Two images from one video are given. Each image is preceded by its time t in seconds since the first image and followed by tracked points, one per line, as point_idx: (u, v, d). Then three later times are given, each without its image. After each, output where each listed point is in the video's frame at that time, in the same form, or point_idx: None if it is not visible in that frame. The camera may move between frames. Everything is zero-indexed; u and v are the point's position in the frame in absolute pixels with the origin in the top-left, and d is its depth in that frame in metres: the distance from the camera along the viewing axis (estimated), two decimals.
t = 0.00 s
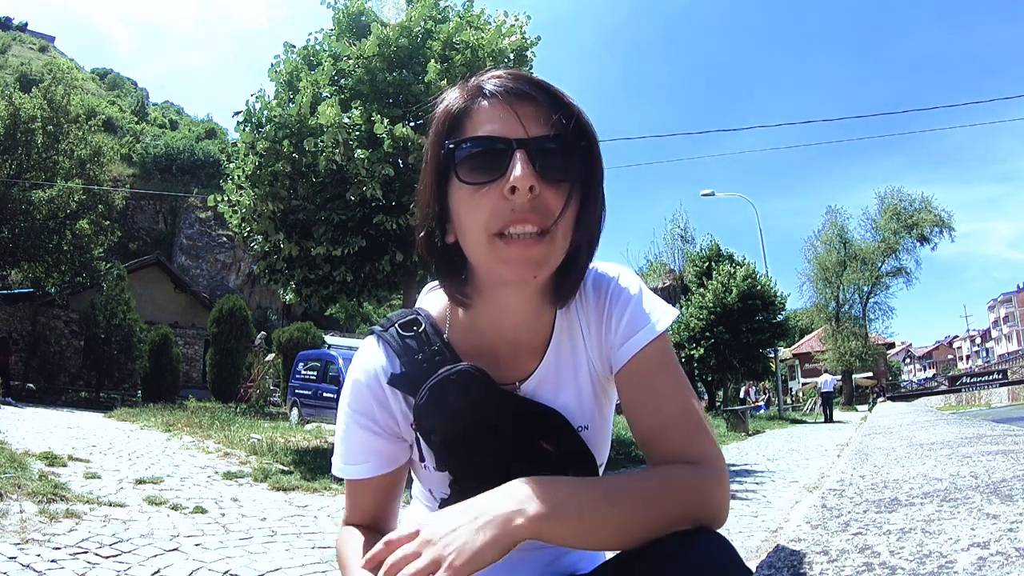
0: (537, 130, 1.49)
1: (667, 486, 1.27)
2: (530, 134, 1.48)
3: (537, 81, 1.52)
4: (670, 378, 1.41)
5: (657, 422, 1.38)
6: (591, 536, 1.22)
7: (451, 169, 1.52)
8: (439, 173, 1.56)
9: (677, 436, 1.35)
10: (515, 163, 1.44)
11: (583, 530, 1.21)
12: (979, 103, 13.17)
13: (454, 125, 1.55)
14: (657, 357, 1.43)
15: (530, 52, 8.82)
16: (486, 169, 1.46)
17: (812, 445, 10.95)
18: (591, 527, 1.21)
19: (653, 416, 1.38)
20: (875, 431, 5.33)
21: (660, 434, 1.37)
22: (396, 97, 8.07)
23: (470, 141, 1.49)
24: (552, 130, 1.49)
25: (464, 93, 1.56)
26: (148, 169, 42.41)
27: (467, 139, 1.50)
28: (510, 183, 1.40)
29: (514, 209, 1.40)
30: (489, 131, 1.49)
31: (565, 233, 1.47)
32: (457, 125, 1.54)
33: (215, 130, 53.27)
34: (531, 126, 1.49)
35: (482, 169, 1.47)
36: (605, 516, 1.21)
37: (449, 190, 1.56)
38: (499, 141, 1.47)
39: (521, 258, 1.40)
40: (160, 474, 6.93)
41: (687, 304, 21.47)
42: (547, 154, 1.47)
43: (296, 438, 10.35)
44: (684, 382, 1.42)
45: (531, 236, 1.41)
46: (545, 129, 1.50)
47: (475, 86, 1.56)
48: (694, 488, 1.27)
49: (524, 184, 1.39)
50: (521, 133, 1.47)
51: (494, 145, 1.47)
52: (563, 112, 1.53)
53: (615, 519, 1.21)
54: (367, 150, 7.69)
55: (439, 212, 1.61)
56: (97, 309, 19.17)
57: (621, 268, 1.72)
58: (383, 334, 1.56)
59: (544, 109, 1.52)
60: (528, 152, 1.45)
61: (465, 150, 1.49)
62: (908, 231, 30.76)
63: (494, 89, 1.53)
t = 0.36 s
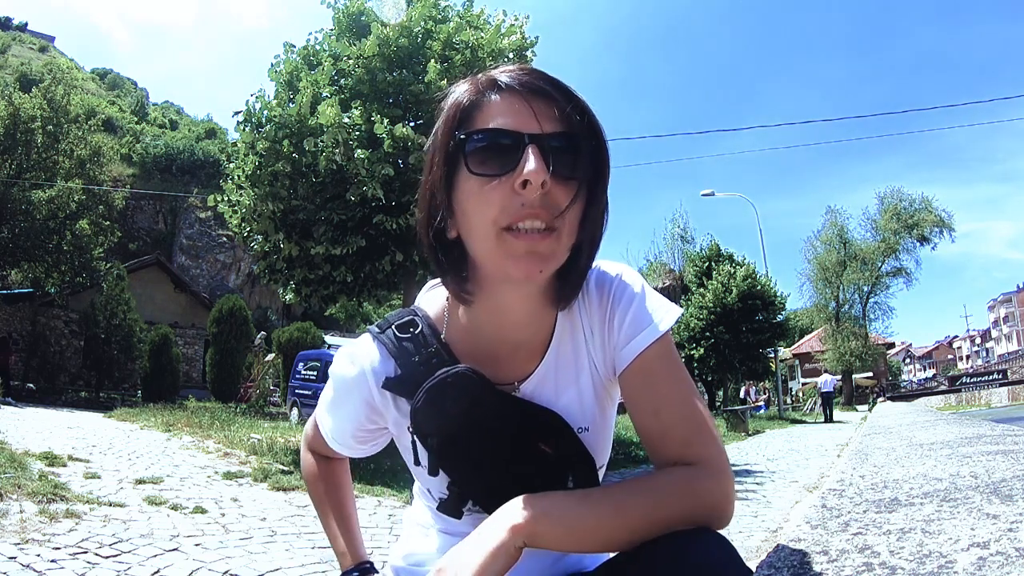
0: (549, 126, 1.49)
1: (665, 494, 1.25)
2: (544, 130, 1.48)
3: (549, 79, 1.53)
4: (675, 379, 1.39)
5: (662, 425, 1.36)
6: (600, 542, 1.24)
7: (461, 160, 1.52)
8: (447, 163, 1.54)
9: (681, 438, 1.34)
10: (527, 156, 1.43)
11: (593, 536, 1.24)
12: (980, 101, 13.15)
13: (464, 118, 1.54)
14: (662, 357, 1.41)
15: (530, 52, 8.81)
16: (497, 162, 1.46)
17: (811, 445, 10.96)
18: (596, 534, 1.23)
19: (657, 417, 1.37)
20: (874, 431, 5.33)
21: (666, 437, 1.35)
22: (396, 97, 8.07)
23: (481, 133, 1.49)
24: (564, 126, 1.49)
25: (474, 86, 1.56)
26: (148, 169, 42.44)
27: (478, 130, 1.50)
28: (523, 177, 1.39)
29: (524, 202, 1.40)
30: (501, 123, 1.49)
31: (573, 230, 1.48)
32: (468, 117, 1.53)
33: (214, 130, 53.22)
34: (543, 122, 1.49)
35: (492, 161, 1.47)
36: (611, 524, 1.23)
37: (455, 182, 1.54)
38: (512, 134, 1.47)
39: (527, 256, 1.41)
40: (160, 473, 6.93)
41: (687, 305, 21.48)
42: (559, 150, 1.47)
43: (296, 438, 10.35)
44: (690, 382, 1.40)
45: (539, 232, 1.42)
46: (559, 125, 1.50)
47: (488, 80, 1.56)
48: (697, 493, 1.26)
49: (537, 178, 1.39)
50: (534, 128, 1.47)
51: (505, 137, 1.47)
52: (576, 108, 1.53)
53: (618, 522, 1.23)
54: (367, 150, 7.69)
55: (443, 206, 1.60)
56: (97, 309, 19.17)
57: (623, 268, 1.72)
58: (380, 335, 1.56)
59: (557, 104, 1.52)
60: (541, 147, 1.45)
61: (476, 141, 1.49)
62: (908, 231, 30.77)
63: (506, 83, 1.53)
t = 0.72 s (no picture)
0: (551, 127, 1.50)
1: (667, 493, 1.24)
2: (546, 130, 1.49)
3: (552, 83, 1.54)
4: (667, 377, 1.40)
5: (656, 425, 1.37)
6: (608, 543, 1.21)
7: (462, 157, 1.51)
8: (448, 159, 1.54)
9: (675, 437, 1.35)
10: (529, 154, 1.44)
11: (599, 534, 1.20)
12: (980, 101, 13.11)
13: (468, 114, 1.54)
14: (657, 357, 1.42)
15: (530, 52, 8.80)
16: (500, 158, 1.45)
17: (812, 445, 10.95)
18: (598, 535, 1.20)
19: (652, 418, 1.38)
20: (875, 431, 5.32)
21: (661, 438, 1.36)
22: (396, 96, 8.07)
23: (486, 129, 1.48)
24: (566, 128, 1.50)
25: (478, 86, 1.56)
26: (148, 169, 42.44)
27: (481, 127, 1.49)
28: (525, 174, 1.39)
29: (525, 201, 1.40)
30: (505, 122, 1.49)
31: (569, 230, 1.49)
32: (472, 113, 1.53)
33: (214, 130, 53.22)
34: (547, 123, 1.50)
35: (495, 157, 1.46)
36: (620, 520, 1.20)
37: (455, 179, 1.54)
38: (515, 132, 1.47)
39: (527, 251, 1.40)
40: (160, 473, 6.93)
41: (686, 304, 21.49)
42: (560, 150, 1.48)
43: (296, 438, 10.35)
44: (681, 381, 1.42)
45: (538, 229, 1.42)
46: (560, 126, 1.51)
47: (491, 80, 1.56)
48: (694, 490, 1.26)
49: (539, 176, 1.39)
50: (537, 128, 1.48)
51: (509, 135, 1.47)
52: (578, 112, 1.54)
53: (630, 520, 1.21)
54: (367, 150, 7.70)
55: (441, 202, 1.59)
56: (97, 309, 19.17)
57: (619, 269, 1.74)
58: (376, 333, 1.57)
59: (560, 108, 1.53)
60: (543, 147, 1.46)
61: (481, 137, 1.48)
62: (908, 231, 30.75)
63: (511, 83, 1.53)
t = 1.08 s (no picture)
0: (506, 117, 1.53)
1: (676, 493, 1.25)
2: (498, 122, 1.52)
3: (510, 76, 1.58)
4: (666, 380, 1.40)
5: (657, 428, 1.36)
6: (638, 542, 1.22)
7: (427, 160, 1.58)
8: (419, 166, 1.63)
9: (678, 440, 1.35)
10: (480, 148, 1.48)
11: (637, 535, 1.21)
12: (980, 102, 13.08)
13: (434, 121, 1.63)
14: (654, 362, 1.41)
15: (530, 51, 8.79)
16: (456, 155, 1.51)
17: (812, 446, 10.95)
18: (633, 536, 1.21)
19: (651, 423, 1.37)
20: (875, 431, 5.32)
21: (658, 442, 1.36)
22: (396, 97, 8.07)
23: (442, 130, 1.56)
24: (521, 117, 1.53)
25: (442, 91, 1.64)
26: (148, 169, 42.44)
27: (440, 129, 1.57)
28: (472, 166, 1.43)
29: (476, 190, 1.43)
30: (463, 121, 1.55)
31: (533, 219, 1.48)
32: (435, 119, 1.61)
33: (214, 130, 53.18)
34: (500, 115, 1.54)
35: (452, 155, 1.52)
36: (651, 524, 1.22)
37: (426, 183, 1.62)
38: (467, 129, 1.52)
39: (482, 241, 1.42)
40: (160, 474, 6.93)
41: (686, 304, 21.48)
42: (512, 138, 1.49)
43: (296, 438, 10.35)
44: (678, 384, 1.42)
45: (494, 220, 1.43)
46: (513, 118, 1.53)
47: (455, 87, 1.64)
48: (701, 491, 1.27)
49: (484, 166, 1.42)
50: (488, 121, 1.52)
51: (463, 133, 1.53)
52: (532, 104, 1.56)
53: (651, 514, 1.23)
54: (367, 150, 7.69)
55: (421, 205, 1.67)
56: (97, 309, 19.17)
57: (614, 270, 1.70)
58: (366, 336, 1.57)
59: (518, 99, 1.56)
60: (495, 138, 1.49)
61: (438, 139, 1.55)
62: (908, 231, 30.74)
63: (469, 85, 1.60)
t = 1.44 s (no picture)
0: (528, 140, 1.47)
1: (677, 490, 1.27)
2: (520, 142, 1.46)
3: (538, 87, 1.50)
4: (670, 381, 1.46)
5: (662, 430, 1.41)
6: (626, 540, 1.23)
7: (440, 170, 1.52)
8: (432, 175, 1.56)
9: (679, 442, 1.39)
10: (498, 172, 1.42)
11: (620, 531, 1.22)
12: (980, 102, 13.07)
13: (449, 126, 1.56)
14: (661, 363, 1.47)
15: (530, 52, 8.78)
16: (473, 176, 1.45)
17: (812, 445, 10.95)
18: (617, 529, 1.22)
19: (655, 423, 1.43)
20: (874, 430, 5.32)
21: (662, 442, 1.41)
22: (396, 97, 8.07)
23: (458, 144, 1.49)
24: (544, 141, 1.47)
25: (459, 92, 1.56)
26: (148, 169, 42.45)
27: (456, 142, 1.51)
28: (491, 196, 1.38)
29: (494, 220, 1.38)
30: (480, 136, 1.49)
31: (550, 248, 1.44)
32: (450, 125, 1.54)
33: (214, 130, 53.17)
34: (521, 134, 1.48)
35: (469, 174, 1.46)
36: (631, 516, 1.23)
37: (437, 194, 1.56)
38: (488, 146, 1.46)
39: (495, 272, 1.37)
40: (160, 474, 6.93)
41: (687, 305, 21.50)
42: (534, 162, 1.44)
43: (296, 438, 10.35)
44: (685, 385, 1.48)
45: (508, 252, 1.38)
46: (535, 137, 1.48)
47: (472, 87, 1.55)
48: (703, 488, 1.30)
49: (505, 199, 1.37)
50: (510, 139, 1.46)
51: (481, 152, 1.47)
52: (553, 120, 1.50)
53: (642, 517, 1.23)
54: (367, 150, 7.68)
55: (427, 211, 1.62)
56: (97, 309, 19.18)
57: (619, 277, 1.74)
58: (368, 345, 1.55)
59: (541, 119, 1.50)
60: (515, 162, 1.43)
61: (452, 153, 1.50)
62: (908, 231, 30.74)
63: (491, 90, 1.52)
